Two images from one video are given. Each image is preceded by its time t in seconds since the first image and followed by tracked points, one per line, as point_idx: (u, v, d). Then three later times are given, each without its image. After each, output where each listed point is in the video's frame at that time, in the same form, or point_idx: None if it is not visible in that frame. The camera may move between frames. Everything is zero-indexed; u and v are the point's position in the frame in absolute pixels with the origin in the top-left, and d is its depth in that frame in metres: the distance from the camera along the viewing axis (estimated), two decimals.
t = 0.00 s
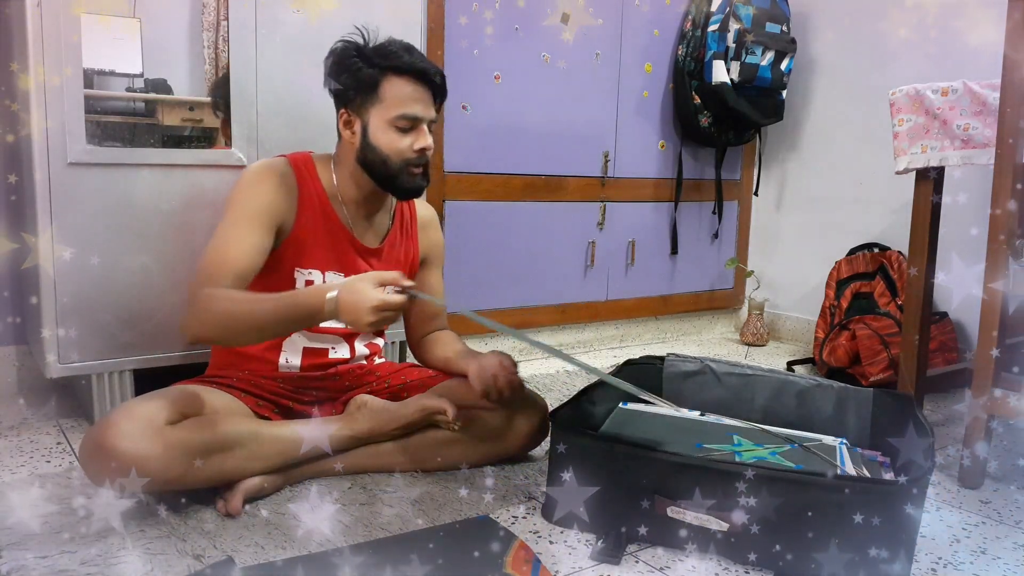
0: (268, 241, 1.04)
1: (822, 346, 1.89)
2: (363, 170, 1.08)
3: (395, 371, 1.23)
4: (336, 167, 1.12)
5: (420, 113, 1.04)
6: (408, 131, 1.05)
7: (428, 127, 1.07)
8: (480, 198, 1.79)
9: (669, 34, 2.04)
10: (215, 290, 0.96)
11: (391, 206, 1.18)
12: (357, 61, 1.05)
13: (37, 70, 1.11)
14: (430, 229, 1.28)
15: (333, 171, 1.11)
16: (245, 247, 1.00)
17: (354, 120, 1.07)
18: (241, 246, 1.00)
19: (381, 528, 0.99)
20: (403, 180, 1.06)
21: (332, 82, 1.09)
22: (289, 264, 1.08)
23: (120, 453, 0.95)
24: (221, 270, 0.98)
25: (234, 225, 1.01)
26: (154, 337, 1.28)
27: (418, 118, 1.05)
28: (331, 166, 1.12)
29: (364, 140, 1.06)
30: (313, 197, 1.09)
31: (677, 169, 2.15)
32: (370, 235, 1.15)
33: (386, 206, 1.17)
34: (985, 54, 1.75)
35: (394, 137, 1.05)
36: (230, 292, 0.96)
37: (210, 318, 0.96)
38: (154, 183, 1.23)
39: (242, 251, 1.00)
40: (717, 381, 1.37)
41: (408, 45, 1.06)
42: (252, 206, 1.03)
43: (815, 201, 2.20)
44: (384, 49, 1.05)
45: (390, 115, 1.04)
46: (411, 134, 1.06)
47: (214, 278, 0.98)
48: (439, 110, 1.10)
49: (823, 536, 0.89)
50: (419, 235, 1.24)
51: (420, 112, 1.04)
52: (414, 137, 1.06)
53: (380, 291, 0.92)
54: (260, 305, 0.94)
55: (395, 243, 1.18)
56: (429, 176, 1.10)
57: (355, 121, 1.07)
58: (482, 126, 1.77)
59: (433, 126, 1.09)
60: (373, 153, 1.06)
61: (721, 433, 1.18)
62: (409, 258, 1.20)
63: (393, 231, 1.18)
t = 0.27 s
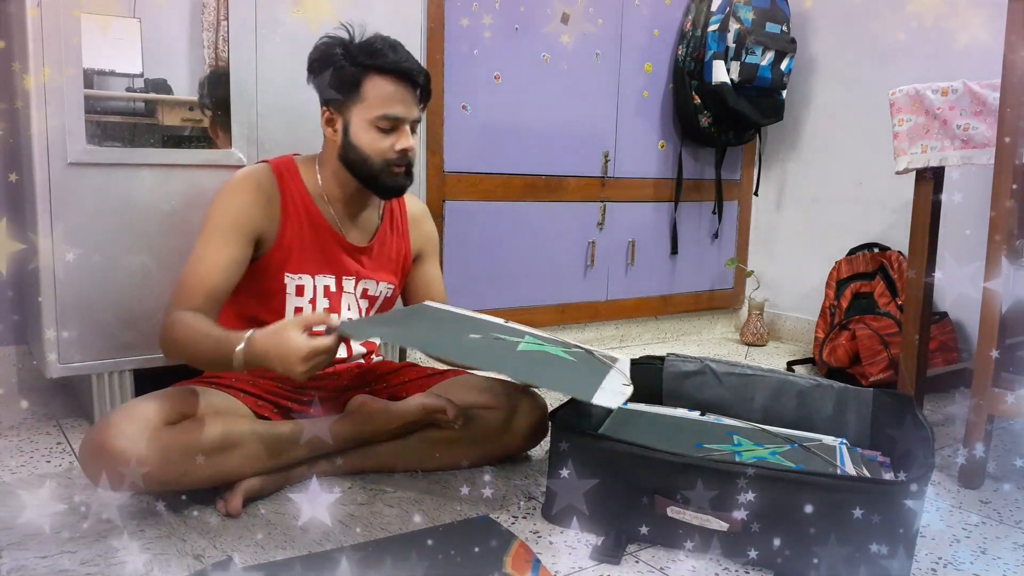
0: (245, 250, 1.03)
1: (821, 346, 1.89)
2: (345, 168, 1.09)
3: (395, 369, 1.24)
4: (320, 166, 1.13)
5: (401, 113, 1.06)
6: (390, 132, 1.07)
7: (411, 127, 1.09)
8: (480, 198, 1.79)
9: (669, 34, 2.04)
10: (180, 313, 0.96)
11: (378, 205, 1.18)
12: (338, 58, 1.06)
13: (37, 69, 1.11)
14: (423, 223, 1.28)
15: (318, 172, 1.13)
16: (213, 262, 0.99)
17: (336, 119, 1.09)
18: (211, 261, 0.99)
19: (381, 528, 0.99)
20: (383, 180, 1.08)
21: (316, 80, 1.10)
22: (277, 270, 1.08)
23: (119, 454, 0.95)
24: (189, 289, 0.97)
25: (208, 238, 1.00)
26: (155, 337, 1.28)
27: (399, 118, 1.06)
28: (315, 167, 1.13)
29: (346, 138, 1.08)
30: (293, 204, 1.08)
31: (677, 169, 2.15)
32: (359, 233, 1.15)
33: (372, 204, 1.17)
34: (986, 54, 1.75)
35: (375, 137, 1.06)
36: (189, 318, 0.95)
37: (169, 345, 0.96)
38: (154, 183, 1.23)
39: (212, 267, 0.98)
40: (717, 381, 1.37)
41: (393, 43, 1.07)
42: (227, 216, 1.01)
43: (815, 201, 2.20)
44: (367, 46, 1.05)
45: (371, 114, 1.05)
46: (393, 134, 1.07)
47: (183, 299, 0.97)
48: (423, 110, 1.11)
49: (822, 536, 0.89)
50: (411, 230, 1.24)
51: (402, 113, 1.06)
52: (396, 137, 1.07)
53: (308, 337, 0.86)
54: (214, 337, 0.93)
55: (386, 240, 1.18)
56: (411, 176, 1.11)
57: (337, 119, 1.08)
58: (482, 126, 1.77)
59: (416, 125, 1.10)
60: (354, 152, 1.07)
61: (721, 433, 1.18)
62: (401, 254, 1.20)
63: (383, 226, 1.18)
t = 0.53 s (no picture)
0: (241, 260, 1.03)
1: (821, 346, 1.89)
2: (325, 166, 1.08)
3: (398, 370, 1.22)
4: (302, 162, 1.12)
5: (379, 114, 1.03)
6: (368, 131, 1.04)
7: (389, 126, 1.06)
8: (480, 198, 1.79)
9: (669, 34, 2.04)
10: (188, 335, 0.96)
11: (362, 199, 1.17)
12: (318, 54, 1.02)
13: (38, 69, 1.11)
14: (409, 205, 1.28)
15: (300, 171, 1.12)
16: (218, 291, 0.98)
17: (315, 115, 1.06)
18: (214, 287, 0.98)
19: (381, 528, 0.99)
20: (359, 180, 1.06)
21: (296, 72, 1.08)
22: (268, 276, 1.08)
23: (119, 455, 0.94)
24: (195, 317, 0.97)
25: (203, 254, 1.00)
26: (155, 336, 1.28)
27: (376, 119, 1.03)
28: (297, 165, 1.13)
29: (324, 136, 1.06)
30: (279, 209, 1.07)
31: (677, 169, 2.15)
32: (346, 228, 1.15)
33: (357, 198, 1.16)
34: (986, 54, 1.75)
35: (353, 137, 1.04)
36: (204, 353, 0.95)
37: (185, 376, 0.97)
38: (154, 183, 1.23)
39: (218, 288, 0.98)
40: (717, 381, 1.36)
41: (375, 39, 1.03)
42: (219, 232, 1.01)
43: (815, 201, 2.20)
44: (346, 43, 1.01)
45: (348, 114, 1.03)
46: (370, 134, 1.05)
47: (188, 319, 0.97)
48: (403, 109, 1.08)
49: (822, 536, 0.89)
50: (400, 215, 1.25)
51: (379, 113, 1.03)
52: (374, 137, 1.05)
53: (306, 397, 0.82)
54: (231, 373, 0.94)
55: (374, 231, 1.18)
56: (389, 174, 1.09)
57: (315, 116, 1.06)
58: (482, 126, 1.77)
59: (396, 123, 1.07)
60: (331, 150, 1.06)
61: (721, 433, 1.18)
62: (391, 242, 1.21)
63: (370, 216, 1.18)
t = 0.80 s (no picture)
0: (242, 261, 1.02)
1: (822, 346, 1.89)
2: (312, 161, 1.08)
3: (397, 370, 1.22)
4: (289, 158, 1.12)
5: (362, 102, 1.04)
6: (352, 122, 1.05)
7: (374, 114, 1.07)
8: (480, 198, 1.79)
9: (669, 34, 2.04)
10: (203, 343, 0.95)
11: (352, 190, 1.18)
12: (297, 49, 1.04)
13: (40, 70, 1.11)
14: (398, 192, 1.27)
15: (288, 168, 1.12)
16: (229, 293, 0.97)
17: (298, 110, 1.07)
18: (223, 289, 0.97)
19: (381, 528, 0.99)
20: (349, 170, 1.07)
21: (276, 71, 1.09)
22: (263, 278, 1.08)
23: (118, 455, 0.93)
24: (206, 322, 0.95)
25: (211, 260, 0.99)
26: (155, 336, 1.28)
27: (360, 108, 1.04)
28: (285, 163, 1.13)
29: (308, 129, 1.06)
30: (271, 208, 1.07)
31: (677, 169, 2.15)
32: (338, 222, 1.15)
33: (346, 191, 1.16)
34: (985, 55, 1.75)
35: (338, 128, 1.05)
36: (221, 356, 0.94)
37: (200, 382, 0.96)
38: (154, 183, 1.23)
39: (228, 290, 0.98)
40: (717, 381, 1.36)
41: (353, 29, 1.05)
42: (216, 235, 1.00)
43: (815, 201, 2.20)
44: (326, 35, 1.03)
45: (331, 106, 1.04)
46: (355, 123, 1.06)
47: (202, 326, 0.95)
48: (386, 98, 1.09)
49: (823, 536, 0.89)
50: (390, 206, 1.25)
51: (362, 103, 1.04)
52: (358, 127, 1.06)
53: (332, 426, 0.88)
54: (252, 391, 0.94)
55: (365, 223, 1.18)
56: (378, 163, 1.10)
57: (298, 110, 1.07)
58: (482, 126, 1.77)
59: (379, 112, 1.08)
60: (316, 143, 1.06)
61: (721, 433, 1.18)
62: (383, 234, 1.21)
63: (360, 210, 1.18)
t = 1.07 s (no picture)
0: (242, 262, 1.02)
1: (822, 346, 1.89)
2: (300, 157, 1.08)
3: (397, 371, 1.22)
4: (279, 157, 1.12)
5: (344, 96, 1.04)
6: (336, 116, 1.05)
7: (357, 108, 1.07)
8: (481, 198, 1.79)
9: (669, 34, 2.04)
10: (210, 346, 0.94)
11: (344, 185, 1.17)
12: (278, 46, 1.05)
13: (39, 70, 1.11)
14: (391, 184, 1.27)
15: (279, 165, 1.12)
16: (233, 295, 0.97)
17: (283, 107, 1.07)
18: (226, 290, 0.97)
19: (381, 528, 0.99)
20: (336, 165, 1.06)
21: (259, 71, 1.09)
22: (261, 278, 1.08)
23: (118, 455, 0.94)
24: (213, 322, 0.95)
25: (214, 263, 0.98)
26: (155, 336, 1.28)
27: (343, 101, 1.04)
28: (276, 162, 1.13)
29: (293, 126, 1.06)
30: (264, 207, 1.07)
31: (677, 169, 2.15)
32: (332, 219, 1.14)
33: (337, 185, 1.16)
34: (985, 55, 1.75)
35: (322, 123, 1.04)
36: (230, 356, 0.94)
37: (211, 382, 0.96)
38: (154, 183, 1.23)
39: (233, 293, 0.97)
40: (717, 381, 1.36)
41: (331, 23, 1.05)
42: (214, 237, 1.00)
43: (814, 201, 2.20)
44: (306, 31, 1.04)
45: (315, 101, 1.04)
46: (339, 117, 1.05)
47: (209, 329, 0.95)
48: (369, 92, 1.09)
49: (823, 537, 0.89)
50: (382, 200, 1.24)
51: (345, 96, 1.04)
52: (342, 120, 1.05)
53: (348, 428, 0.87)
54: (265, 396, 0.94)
55: (359, 218, 1.18)
56: (366, 157, 1.09)
57: (283, 108, 1.07)
58: (483, 126, 1.77)
59: (363, 105, 1.08)
60: (302, 139, 1.06)
61: (721, 433, 1.18)
62: (378, 228, 1.20)
63: (353, 205, 1.17)
